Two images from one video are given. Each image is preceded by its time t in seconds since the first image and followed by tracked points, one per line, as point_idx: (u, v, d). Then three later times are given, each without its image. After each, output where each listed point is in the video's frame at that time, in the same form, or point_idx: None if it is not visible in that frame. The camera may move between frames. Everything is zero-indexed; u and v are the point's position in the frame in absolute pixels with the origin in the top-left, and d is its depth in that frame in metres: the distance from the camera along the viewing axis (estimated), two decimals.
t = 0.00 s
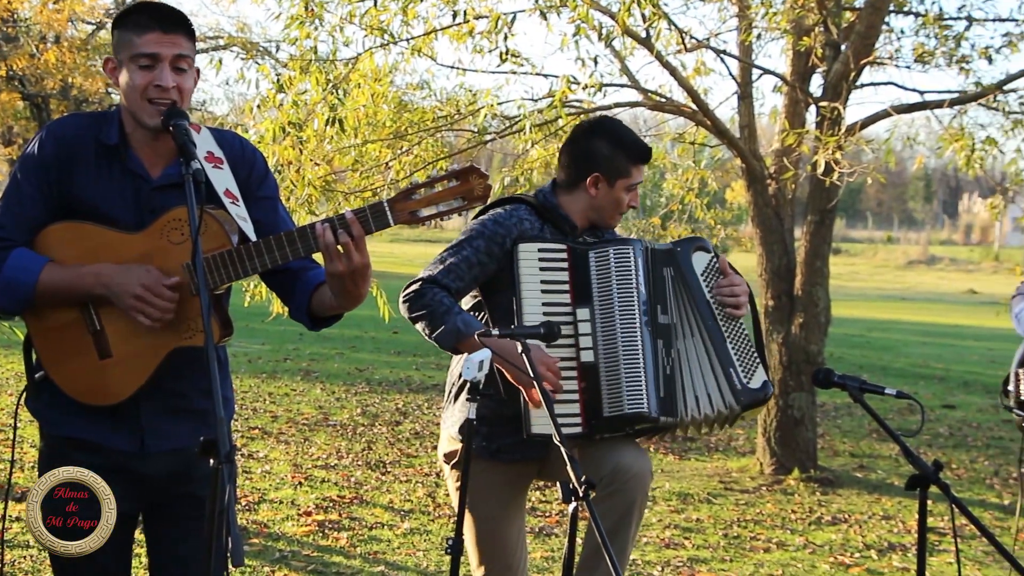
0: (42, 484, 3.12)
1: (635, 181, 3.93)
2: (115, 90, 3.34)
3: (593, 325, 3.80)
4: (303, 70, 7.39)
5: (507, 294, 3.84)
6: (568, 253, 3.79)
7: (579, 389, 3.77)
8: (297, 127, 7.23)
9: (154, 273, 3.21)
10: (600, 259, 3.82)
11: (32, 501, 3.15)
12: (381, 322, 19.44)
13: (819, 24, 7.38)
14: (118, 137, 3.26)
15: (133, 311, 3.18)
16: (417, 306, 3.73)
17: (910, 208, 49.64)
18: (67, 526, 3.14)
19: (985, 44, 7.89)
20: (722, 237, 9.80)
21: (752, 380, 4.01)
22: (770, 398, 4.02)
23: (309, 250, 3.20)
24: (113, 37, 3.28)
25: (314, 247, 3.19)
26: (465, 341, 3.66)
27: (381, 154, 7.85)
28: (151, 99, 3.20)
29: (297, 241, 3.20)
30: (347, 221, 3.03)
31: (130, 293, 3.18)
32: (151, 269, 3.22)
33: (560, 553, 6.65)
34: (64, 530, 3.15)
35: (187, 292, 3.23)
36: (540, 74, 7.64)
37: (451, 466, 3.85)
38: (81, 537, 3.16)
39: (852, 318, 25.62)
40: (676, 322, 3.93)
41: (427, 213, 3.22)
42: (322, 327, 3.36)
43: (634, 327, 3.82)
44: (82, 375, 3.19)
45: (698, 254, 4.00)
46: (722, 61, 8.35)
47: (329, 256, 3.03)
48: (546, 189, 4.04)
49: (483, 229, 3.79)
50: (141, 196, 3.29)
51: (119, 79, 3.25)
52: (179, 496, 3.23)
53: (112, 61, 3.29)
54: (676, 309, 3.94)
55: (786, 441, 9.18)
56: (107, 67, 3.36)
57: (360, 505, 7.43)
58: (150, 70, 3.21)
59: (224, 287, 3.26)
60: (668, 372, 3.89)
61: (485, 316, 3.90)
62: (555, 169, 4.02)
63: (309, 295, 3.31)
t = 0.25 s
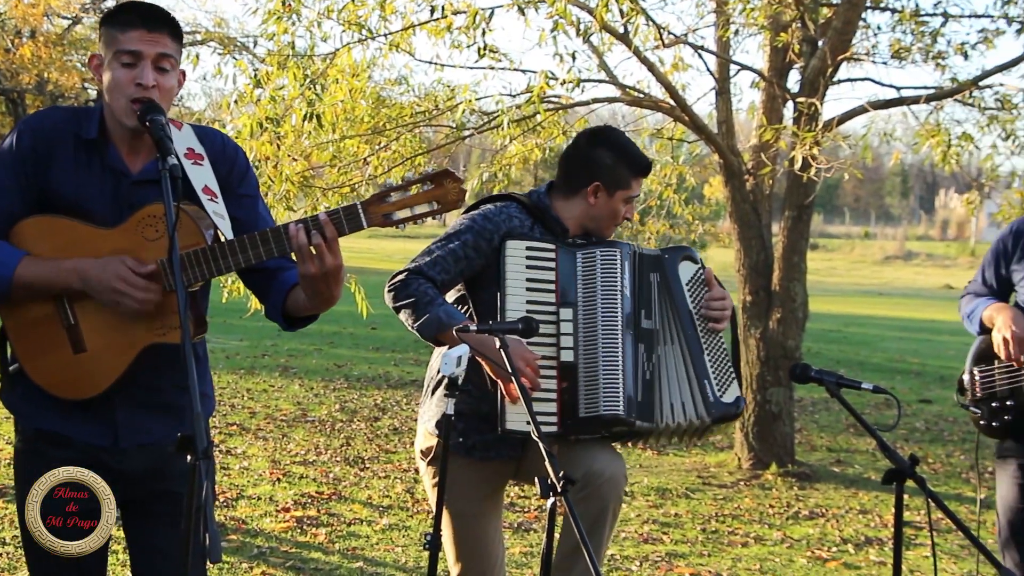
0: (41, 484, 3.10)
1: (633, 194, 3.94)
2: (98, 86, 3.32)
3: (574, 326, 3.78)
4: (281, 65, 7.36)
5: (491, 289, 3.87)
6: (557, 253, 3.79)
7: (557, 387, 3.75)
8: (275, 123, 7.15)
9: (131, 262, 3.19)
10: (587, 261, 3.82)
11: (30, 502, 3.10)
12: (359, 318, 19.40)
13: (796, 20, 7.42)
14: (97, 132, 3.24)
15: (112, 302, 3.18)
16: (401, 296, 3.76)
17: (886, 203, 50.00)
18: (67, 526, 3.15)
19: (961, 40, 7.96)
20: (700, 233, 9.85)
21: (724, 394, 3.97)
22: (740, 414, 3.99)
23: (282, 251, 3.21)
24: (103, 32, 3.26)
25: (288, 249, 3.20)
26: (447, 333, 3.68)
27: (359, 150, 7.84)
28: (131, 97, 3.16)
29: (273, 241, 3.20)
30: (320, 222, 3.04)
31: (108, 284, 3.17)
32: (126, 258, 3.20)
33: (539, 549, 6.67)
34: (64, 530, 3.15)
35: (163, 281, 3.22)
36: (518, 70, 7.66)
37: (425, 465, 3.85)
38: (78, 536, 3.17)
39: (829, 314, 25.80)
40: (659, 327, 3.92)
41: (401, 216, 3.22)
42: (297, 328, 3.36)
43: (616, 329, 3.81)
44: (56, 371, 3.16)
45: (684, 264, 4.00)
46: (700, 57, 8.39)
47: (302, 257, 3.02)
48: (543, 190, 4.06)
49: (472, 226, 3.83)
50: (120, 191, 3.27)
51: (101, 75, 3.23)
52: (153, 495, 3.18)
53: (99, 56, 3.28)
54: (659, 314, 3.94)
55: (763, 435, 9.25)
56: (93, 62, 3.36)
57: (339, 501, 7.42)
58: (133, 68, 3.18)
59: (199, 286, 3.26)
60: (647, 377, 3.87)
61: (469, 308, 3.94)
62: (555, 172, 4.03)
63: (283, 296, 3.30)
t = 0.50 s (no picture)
0: (41, 484, 3.08)
1: (628, 209, 3.98)
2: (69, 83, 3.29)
3: (556, 328, 3.80)
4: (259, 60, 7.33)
5: (476, 286, 3.88)
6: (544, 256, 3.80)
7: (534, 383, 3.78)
8: (253, 117, 7.17)
9: (107, 259, 3.16)
10: (572, 265, 3.82)
11: (30, 501, 3.08)
12: (338, 313, 19.35)
13: (775, 15, 7.46)
14: (73, 128, 3.23)
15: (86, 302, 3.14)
16: (386, 287, 3.76)
17: (864, 198, 50.32)
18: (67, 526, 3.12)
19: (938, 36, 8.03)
20: (679, 228, 9.89)
21: (695, 408, 4.00)
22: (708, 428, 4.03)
23: (259, 244, 3.20)
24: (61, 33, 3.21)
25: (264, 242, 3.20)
26: (429, 327, 3.68)
27: (338, 145, 7.82)
28: (109, 95, 3.15)
29: (251, 235, 3.19)
30: (296, 216, 3.04)
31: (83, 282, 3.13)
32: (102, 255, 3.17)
33: (519, 543, 6.69)
34: (65, 530, 3.13)
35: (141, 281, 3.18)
36: (497, 64, 7.66)
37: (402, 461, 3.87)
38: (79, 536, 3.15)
39: (807, 308, 25.96)
40: (641, 334, 3.94)
41: (376, 209, 3.21)
42: (278, 321, 3.35)
43: (599, 334, 3.82)
44: (36, 366, 3.15)
45: (670, 275, 4.01)
46: (679, 53, 8.42)
47: (280, 250, 3.03)
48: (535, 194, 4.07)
49: (459, 224, 3.83)
50: (96, 186, 3.24)
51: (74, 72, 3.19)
52: (133, 491, 3.16)
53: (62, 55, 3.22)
54: (642, 321, 3.95)
55: (742, 430, 9.31)
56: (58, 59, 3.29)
57: (318, 497, 7.41)
58: (108, 69, 3.16)
59: (177, 280, 3.24)
60: (625, 383, 3.89)
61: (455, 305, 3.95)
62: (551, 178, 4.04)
63: (263, 289, 3.29)
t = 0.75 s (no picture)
0: (40, 484, 3.05)
1: (613, 219, 3.96)
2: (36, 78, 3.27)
3: (533, 322, 3.83)
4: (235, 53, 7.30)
5: (457, 281, 3.89)
6: (524, 252, 3.82)
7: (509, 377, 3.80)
8: (229, 112, 7.05)
9: (81, 248, 3.13)
10: (552, 261, 3.83)
11: (29, 500, 3.04)
12: (316, 307, 19.29)
13: (751, 10, 7.50)
14: (44, 121, 3.21)
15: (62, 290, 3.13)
16: (365, 276, 3.77)
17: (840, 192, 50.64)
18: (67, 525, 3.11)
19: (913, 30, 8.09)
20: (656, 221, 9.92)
21: (656, 414, 4.01)
22: (667, 436, 4.03)
23: (237, 234, 3.20)
24: (27, 25, 3.19)
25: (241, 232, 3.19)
26: (405, 313, 3.67)
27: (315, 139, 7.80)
28: (81, 87, 3.13)
29: (228, 226, 3.19)
30: (274, 206, 3.05)
31: (58, 272, 3.12)
32: (75, 242, 3.15)
33: (496, 537, 6.71)
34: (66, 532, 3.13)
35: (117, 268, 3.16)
36: (474, 58, 7.65)
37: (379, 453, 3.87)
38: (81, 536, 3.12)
39: (784, 302, 26.13)
40: (618, 334, 3.96)
41: (354, 199, 3.24)
42: (256, 313, 3.33)
43: (575, 331, 3.83)
44: (11, 361, 3.13)
45: (650, 280, 4.05)
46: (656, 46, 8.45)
47: (257, 241, 3.03)
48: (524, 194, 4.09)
49: (441, 218, 3.84)
50: (69, 180, 3.23)
51: (44, 66, 3.16)
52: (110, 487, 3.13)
53: (29, 50, 3.20)
54: (620, 322, 3.98)
55: (719, 422, 9.37)
56: (22, 56, 3.26)
57: (295, 491, 7.40)
58: (81, 60, 3.14)
59: (154, 273, 3.23)
60: (599, 381, 3.90)
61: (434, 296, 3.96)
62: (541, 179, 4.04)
63: (240, 279, 3.26)
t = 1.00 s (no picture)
0: (40, 484, 3.03)
1: (589, 207, 3.97)
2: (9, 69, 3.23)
3: (511, 317, 3.84)
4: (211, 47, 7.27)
5: (434, 276, 3.90)
6: (500, 245, 3.83)
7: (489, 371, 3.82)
8: (206, 106, 7.04)
9: (51, 241, 3.12)
10: (529, 254, 3.84)
11: (29, 500, 3.03)
12: (294, 302, 19.22)
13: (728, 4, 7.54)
14: (17, 114, 3.18)
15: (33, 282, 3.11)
16: (343, 275, 3.77)
17: (817, 186, 50.93)
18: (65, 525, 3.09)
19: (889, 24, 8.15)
20: (634, 215, 9.95)
21: (626, 407, 4.03)
22: (636, 429, 4.06)
23: (215, 223, 3.18)
24: None
25: (219, 222, 3.17)
26: (382, 313, 3.67)
27: (292, 133, 7.78)
28: (57, 79, 3.11)
29: (205, 217, 3.18)
30: (252, 197, 3.03)
31: (30, 264, 3.10)
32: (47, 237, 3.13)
33: (474, 531, 6.73)
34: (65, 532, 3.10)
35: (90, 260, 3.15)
36: (452, 51, 7.65)
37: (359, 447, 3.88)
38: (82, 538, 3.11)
39: (762, 295, 26.28)
40: (596, 326, 3.98)
41: (332, 187, 3.24)
42: (234, 304, 3.32)
43: (554, 324, 3.85)
44: None
45: (628, 272, 4.06)
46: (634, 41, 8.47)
47: (235, 231, 3.02)
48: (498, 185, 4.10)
49: (415, 214, 3.84)
50: (44, 173, 3.21)
51: (17, 58, 3.13)
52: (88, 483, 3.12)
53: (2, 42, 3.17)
54: (598, 313, 3.99)
55: (697, 416, 9.43)
56: None
57: (273, 485, 7.39)
58: (57, 50, 3.10)
59: (132, 264, 3.23)
60: (579, 374, 3.92)
61: (412, 291, 3.97)
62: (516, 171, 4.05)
63: (218, 270, 3.25)
